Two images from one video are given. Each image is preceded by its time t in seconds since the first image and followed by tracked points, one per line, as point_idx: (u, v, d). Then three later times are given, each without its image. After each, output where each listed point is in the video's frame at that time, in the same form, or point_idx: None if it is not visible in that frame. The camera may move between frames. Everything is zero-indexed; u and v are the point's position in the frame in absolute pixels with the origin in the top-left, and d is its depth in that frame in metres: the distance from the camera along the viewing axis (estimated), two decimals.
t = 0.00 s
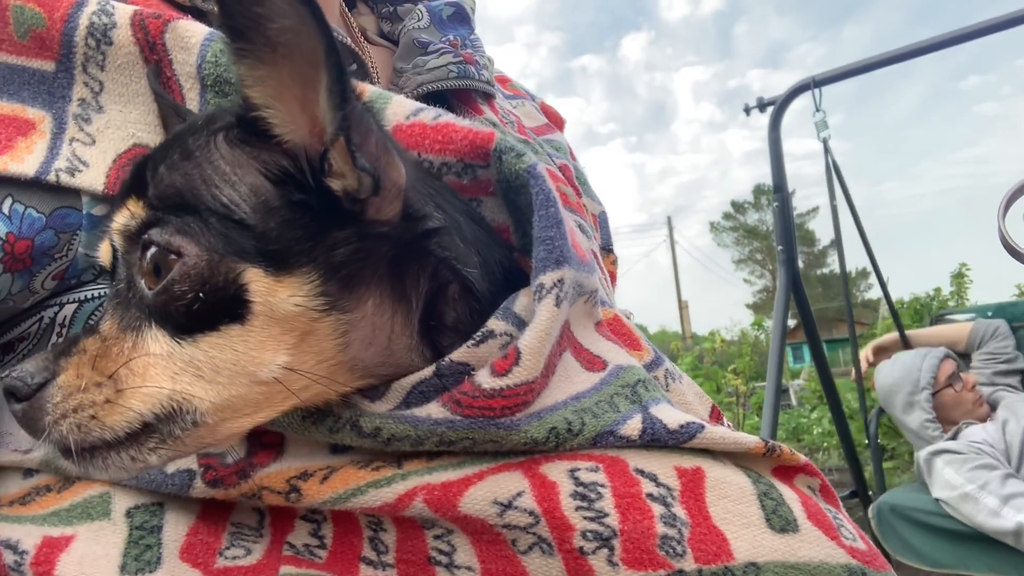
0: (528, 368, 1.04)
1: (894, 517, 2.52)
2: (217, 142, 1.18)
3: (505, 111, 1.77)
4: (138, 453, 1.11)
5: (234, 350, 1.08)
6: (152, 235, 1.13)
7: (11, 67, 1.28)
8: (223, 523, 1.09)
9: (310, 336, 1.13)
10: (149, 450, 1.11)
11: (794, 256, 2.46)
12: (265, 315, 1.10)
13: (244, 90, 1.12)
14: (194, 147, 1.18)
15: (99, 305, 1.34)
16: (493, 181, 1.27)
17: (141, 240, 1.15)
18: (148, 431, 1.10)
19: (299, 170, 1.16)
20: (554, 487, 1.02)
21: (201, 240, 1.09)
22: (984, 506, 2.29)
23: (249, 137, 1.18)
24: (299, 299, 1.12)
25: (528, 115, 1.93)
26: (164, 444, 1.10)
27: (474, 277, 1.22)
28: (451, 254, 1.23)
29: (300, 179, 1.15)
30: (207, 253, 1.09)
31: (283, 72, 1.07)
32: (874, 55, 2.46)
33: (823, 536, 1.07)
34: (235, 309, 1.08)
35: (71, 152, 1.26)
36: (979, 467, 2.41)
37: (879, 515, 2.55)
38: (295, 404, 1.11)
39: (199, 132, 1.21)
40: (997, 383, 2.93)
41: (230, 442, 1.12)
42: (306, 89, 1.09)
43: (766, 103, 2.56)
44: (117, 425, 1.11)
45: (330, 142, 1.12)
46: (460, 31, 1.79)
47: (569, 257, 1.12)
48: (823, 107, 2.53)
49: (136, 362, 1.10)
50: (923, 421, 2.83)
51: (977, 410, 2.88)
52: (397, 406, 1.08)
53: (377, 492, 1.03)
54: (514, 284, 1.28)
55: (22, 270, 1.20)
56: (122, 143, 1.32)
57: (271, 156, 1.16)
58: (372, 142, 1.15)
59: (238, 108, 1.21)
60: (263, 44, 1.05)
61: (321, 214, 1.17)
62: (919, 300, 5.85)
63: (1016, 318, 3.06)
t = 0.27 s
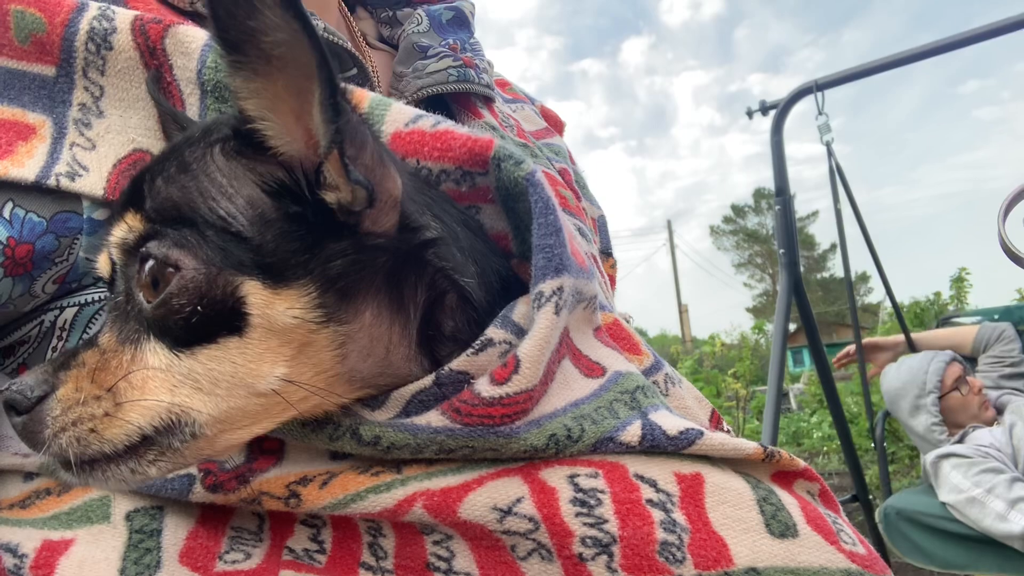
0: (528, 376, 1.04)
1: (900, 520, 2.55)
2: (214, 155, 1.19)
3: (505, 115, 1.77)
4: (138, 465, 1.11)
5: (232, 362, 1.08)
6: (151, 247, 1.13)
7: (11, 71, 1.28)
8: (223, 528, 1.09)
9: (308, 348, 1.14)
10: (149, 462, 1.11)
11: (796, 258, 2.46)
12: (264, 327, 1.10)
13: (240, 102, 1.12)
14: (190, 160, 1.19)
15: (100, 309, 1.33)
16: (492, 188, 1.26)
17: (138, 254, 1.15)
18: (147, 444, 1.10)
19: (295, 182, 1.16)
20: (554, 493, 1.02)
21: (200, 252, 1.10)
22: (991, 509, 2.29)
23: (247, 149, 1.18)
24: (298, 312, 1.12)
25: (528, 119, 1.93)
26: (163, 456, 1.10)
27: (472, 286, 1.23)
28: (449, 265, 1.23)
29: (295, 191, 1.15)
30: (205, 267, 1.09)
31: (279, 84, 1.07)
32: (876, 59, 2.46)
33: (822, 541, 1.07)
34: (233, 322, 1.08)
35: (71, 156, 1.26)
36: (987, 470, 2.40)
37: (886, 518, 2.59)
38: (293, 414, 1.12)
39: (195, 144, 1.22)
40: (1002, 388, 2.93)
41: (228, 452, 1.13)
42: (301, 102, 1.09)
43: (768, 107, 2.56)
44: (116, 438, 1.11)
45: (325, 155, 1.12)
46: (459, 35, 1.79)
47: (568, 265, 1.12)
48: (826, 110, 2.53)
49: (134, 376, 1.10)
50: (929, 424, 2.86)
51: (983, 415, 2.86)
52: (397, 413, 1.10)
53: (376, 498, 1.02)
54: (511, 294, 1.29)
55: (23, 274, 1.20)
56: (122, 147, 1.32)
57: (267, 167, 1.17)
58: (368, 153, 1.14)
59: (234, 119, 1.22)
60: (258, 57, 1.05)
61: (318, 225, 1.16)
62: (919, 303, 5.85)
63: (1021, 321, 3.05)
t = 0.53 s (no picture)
0: (528, 380, 1.03)
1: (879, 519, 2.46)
2: (213, 162, 1.18)
3: (503, 115, 1.77)
4: (139, 472, 1.11)
5: (233, 369, 1.08)
6: (152, 255, 1.12)
7: (9, 74, 1.28)
8: (223, 530, 1.08)
9: (309, 354, 1.13)
10: (150, 470, 1.10)
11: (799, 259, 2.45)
12: (264, 335, 1.10)
13: (238, 109, 1.12)
14: (190, 167, 1.18)
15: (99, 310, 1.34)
16: (491, 192, 1.26)
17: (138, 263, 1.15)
18: (148, 451, 1.10)
19: (294, 189, 1.15)
20: (554, 495, 1.02)
21: (201, 260, 1.09)
22: (977, 504, 2.28)
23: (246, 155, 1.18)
24: (298, 319, 1.12)
25: (527, 119, 1.93)
26: (164, 464, 1.09)
27: (472, 291, 1.23)
28: (450, 271, 1.23)
29: (295, 199, 1.15)
30: (207, 274, 1.09)
31: (277, 91, 1.07)
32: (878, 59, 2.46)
33: (822, 543, 1.07)
34: (234, 329, 1.08)
35: (69, 158, 1.25)
36: (973, 468, 2.41)
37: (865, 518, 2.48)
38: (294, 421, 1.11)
39: (194, 151, 1.21)
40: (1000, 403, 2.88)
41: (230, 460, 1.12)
42: (301, 109, 1.09)
43: (769, 106, 2.56)
44: (117, 446, 1.10)
45: (324, 162, 1.12)
46: (457, 35, 1.79)
47: (568, 269, 1.12)
48: (828, 109, 2.53)
49: (135, 384, 1.10)
50: (917, 425, 2.86)
51: (975, 422, 2.87)
52: (397, 418, 1.09)
53: (377, 500, 1.02)
54: (511, 299, 1.29)
55: (22, 277, 1.20)
56: (120, 150, 1.32)
57: (267, 174, 1.16)
58: (367, 160, 1.15)
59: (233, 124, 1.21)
60: (258, 65, 1.05)
61: (318, 233, 1.16)
62: (919, 304, 5.86)
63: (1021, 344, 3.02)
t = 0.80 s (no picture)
0: (527, 379, 1.03)
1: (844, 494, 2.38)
2: (214, 161, 1.18)
3: (499, 112, 1.77)
4: (142, 472, 1.10)
5: (234, 369, 1.08)
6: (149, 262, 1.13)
7: (6, 72, 1.28)
8: (222, 528, 1.08)
9: (310, 353, 1.13)
10: (153, 470, 1.09)
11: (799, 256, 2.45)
12: (265, 335, 1.09)
13: (239, 109, 1.11)
14: (190, 167, 1.18)
15: (98, 308, 1.32)
16: (489, 191, 1.26)
17: (139, 264, 1.14)
18: (151, 451, 1.09)
19: (296, 187, 1.15)
20: (553, 494, 1.02)
21: (199, 262, 1.10)
22: (944, 468, 2.26)
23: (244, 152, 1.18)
24: (299, 318, 1.12)
25: (523, 117, 1.92)
26: (167, 464, 1.09)
27: (472, 290, 1.23)
28: (450, 270, 1.23)
29: (296, 198, 1.15)
30: (204, 276, 1.09)
31: (280, 91, 1.07)
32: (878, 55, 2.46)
33: (821, 540, 1.07)
34: (235, 329, 1.08)
35: (66, 157, 1.25)
36: (944, 436, 2.40)
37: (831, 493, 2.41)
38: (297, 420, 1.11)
39: (195, 151, 1.20)
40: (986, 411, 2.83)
41: (234, 459, 1.11)
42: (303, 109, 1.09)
43: (769, 103, 2.56)
44: (120, 446, 1.09)
45: (326, 162, 1.12)
46: (453, 31, 1.79)
47: (567, 268, 1.11)
48: (827, 106, 2.53)
49: (138, 384, 1.10)
50: (894, 404, 2.79)
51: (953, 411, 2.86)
52: (396, 417, 1.09)
53: (376, 498, 1.02)
54: (510, 297, 1.29)
55: (20, 275, 1.20)
56: (117, 148, 1.32)
57: (268, 174, 1.16)
58: (369, 159, 1.15)
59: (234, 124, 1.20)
60: (258, 64, 1.05)
61: (319, 231, 1.16)
62: (917, 301, 5.86)
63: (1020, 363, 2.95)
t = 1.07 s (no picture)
0: (528, 376, 1.03)
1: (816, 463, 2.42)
2: (220, 154, 1.18)
3: (497, 110, 1.77)
4: (147, 463, 1.11)
5: (240, 360, 1.08)
6: (159, 246, 1.13)
7: (6, 71, 1.28)
8: (223, 526, 1.09)
9: (315, 345, 1.13)
10: (158, 460, 1.11)
11: (798, 251, 2.45)
12: (271, 327, 1.09)
13: (247, 100, 1.10)
14: (198, 159, 1.18)
15: (98, 305, 1.32)
16: (489, 188, 1.26)
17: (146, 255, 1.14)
18: (156, 442, 1.10)
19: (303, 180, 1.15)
20: (553, 492, 1.02)
21: (208, 252, 1.09)
22: (918, 428, 2.31)
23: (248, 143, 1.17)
24: (305, 309, 1.12)
25: (521, 115, 1.92)
26: (173, 454, 1.10)
27: (474, 284, 1.23)
28: (453, 262, 1.23)
29: (302, 189, 1.15)
30: (214, 265, 1.08)
31: (285, 82, 1.06)
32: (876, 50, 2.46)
33: (820, 536, 1.07)
34: (241, 320, 1.08)
35: (66, 155, 1.25)
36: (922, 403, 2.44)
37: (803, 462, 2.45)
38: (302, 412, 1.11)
39: (201, 143, 1.21)
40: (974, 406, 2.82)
41: (239, 449, 1.12)
42: (309, 100, 1.07)
43: (767, 99, 2.55)
44: (126, 436, 1.10)
45: (332, 151, 1.11)
46: (451, 29, 1.79)
47: (567, 265, 1.11)
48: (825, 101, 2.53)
49: (144, 373, 1.10)
50: (873, 380, 2.78)
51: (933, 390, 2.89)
52: (397, 411, 1.10)
53: (376, 497, 1.02)
54: (513, 293, 1.28)
55: (20, 273, 1.20)
56: (117, 146, 1.32)
57: (273, 165, 1.16)
58: (374, 151, 1.15)
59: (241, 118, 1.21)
60: (265, 56, 1.03)
61: (324, 223, 1.16)
62: (915, 297, 5.87)
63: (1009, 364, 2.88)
